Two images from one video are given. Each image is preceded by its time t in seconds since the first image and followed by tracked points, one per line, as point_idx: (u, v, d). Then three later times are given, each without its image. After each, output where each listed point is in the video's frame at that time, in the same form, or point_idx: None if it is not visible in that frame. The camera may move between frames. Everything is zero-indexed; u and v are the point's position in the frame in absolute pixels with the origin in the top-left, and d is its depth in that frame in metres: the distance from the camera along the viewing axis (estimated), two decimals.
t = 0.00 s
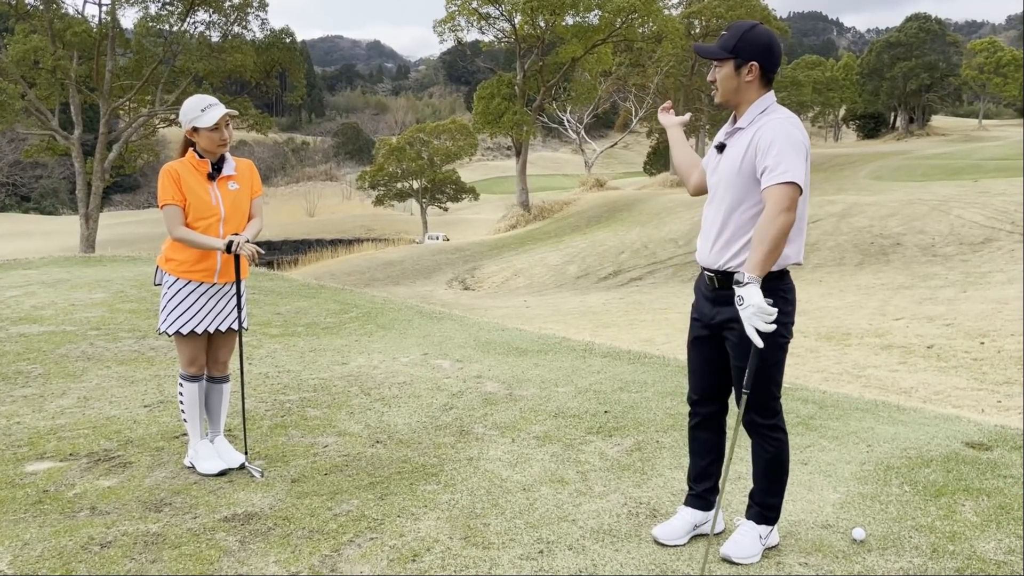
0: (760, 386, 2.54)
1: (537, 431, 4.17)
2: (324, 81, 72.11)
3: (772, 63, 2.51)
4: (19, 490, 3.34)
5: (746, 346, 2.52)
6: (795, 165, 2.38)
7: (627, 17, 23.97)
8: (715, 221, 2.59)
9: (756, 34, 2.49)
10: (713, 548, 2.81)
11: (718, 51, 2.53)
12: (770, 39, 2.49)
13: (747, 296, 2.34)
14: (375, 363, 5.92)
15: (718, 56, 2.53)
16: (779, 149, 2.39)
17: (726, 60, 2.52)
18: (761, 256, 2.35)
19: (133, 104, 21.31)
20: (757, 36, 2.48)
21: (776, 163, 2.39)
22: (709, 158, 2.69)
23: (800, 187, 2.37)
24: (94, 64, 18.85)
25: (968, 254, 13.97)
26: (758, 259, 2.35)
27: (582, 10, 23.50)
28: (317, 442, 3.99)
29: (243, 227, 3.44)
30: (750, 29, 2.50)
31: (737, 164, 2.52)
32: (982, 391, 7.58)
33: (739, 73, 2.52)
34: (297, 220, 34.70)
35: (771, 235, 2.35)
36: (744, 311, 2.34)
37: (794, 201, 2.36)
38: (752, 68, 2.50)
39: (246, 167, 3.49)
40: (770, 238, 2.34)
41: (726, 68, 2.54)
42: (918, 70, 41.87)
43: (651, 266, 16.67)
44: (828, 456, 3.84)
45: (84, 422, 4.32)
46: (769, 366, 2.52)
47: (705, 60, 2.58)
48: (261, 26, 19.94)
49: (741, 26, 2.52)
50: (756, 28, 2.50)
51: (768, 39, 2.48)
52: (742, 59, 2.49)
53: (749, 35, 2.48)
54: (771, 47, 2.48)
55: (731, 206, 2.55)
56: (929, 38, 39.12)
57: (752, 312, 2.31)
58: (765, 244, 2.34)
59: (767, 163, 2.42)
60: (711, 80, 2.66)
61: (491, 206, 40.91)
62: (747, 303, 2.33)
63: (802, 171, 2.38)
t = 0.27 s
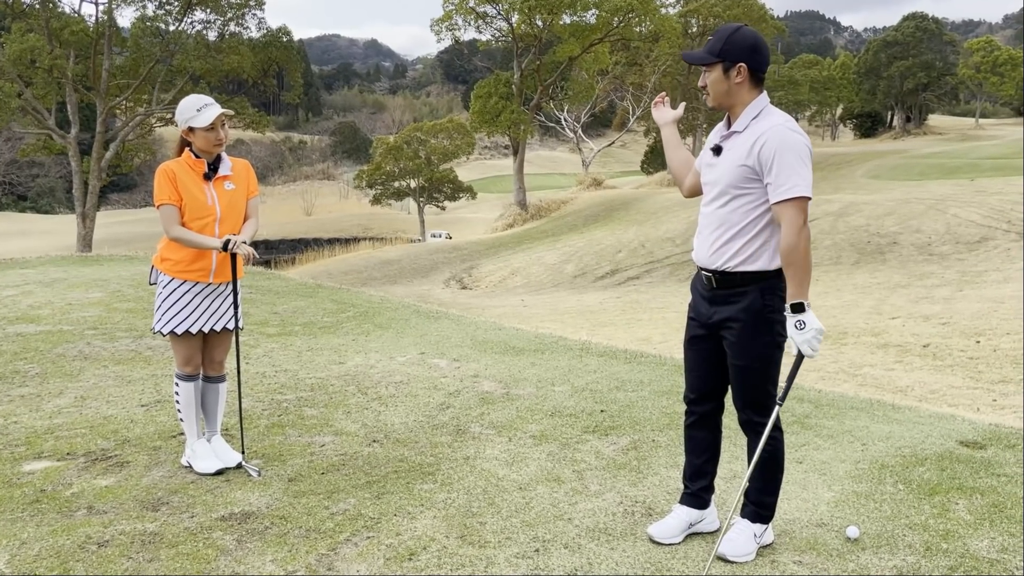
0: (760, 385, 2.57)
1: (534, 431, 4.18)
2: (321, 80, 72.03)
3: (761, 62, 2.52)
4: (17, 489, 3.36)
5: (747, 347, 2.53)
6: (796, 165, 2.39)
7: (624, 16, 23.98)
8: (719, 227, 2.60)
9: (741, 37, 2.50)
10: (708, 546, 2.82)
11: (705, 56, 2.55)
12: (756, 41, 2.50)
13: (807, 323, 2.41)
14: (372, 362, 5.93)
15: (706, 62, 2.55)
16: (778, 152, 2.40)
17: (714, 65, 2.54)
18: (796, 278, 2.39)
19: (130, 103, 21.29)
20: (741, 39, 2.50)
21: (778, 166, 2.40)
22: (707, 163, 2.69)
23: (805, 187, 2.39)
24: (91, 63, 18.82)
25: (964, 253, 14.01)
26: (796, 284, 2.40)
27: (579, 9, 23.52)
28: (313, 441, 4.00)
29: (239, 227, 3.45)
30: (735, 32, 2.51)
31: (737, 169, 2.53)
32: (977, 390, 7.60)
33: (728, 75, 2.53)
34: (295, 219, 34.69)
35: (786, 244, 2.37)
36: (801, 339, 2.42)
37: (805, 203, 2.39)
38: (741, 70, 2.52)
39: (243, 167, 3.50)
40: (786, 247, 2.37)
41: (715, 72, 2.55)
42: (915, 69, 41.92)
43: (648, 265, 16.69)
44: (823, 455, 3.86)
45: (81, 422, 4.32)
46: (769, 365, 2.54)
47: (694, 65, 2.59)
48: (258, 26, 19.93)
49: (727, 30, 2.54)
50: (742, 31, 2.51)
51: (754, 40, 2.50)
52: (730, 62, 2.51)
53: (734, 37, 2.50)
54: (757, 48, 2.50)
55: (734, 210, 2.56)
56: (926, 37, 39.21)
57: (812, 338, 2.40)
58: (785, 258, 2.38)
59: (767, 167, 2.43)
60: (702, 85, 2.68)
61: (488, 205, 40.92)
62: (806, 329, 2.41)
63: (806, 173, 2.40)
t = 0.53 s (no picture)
0: (759, 383, 2.58)
1: (531, 430, 4.18)
2: (319, 79, 71.97)
3: (759, 65, 2.53)
4: (15, 488, 3.36)
5: (746, 345, 2.54)
6: (797, 168, 2.41)
7: (622, 15, 23.98)
8: (718, 229, 2.60)
9: (740, 39, 2.51)
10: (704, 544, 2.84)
11: (704, 59, 2.55)
12: (755, 42, 2.51)
13: (797, 326, 2.43)
14: (370, 361, 5.94)
15: (705, 64, 2.55)
16: (779, 155, 2.42)
17: (713, 66, 2.54)
18: (789, 281, 2.41)
19: (128, 102, 21.27)
20: (740, 41, 2.50)
21: (780, 169, 2.42)
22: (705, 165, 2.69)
23: (805, 189, 2.40)
24: (89, 63, 18.81)
25: (962, 252, 14.04)
26: (789, 286, 2.41)
27: (577, 8, 23.54)
28: (311, 441, 4.00)
29: (237, 228, 3.45)
30: (733, 34, 2.52)
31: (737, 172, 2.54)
32: (974, 389, 7.62)
33: (728, 78, 2.54)
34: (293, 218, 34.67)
35: (788, 248, 2.40)
36: (791, 341, 2.43)
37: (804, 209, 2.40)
38: (741, 72, 2.53)
39: (240, 167, 3.50)
40: (787, 251, 2.40)
41: (714, 75, 2.56)
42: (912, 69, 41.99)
43: (646, 264, 16.70)
44: (820, 454, 3.87)
45: (80, 421, 4.33)
46: (768, 363, 2.55)
47: (691, 67, 2.60)
48: (256, 25, 19.90)
49: (725, 31, 2.54)
50: (742, 32, 2.51)
51: (753, 42, 2.51)
52: (729, 64, 2.52)
53: (733, 39, 2.50)
54: (755, 50, 2.51)
55: (734, 213, 2.56)
56: (923, 37, 39.27)
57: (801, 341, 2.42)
58: (786, 262, 2.40)
59: (768, 170, 2.45)
60: (700, 87, 2.68)
61: (486, 205, 40.93)
62: (795, 332, 2.42)
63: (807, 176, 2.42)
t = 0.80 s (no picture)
0: (759, 383, 2.58)
1: (530, 430, 4.18)
2: (318, 79, 71.91)
3: (758, 65, 2.54)
4: (14, 489, 3.35)
5: (747, 345, 2.54)
6: (797, 168, 2.41)
7: (621, 15, 23.97)
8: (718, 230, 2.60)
9: (739, 39, 2.51)
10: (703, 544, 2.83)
11: (704, 58, 2.54)
12: (755, 42, 2.51)
13: (798, 325, 2.43)
14: (370, 361, 5.94)
15: (704, 63, 2.55)
16: (779, 154, 2.42)
17: (712, 67, 2.54)
18: (790, 281, 2.42)
19: (127, 102, 21.26)
20: (740, 41, 2.50)
21: (779, 169, 2.42)
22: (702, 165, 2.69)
23: (805, 189, 2.41)
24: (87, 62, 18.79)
25: (960, 252, 14.06)
26: (789, 285, 2.41)
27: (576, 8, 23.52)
28: (310, 441, 4.00)
29: (234, 229, 3.45)
30: (734, 33, 2.52)
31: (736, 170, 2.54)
32: (973, 389, 7.63)
33: (727, 77, 2.54)
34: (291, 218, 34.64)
35: (789, 247, 2.40)
36: (791, 341, 2.43)
37: (803, 209, 2.41)
38: (740, 72, 2.53)
39: (239, 168, 3.50)
40: (788, 250, 2.40)
41: (713, 74, 2.55)
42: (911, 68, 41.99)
43: (644, 264, 16.71)
44: (819, 454, 3.87)
45: (78, 421, 4.33)
46: (767, 361, 2.55)
47: (690, 66, 2.59)
48: (255, 24, 19.87)
49: (724, 31, 2.54)
50: (741, 33, 2.52)
51: (753, 42, 2.51)
52: (729, 64, 2.52)
53: (733, 39, 2.50)
54: (755, 50, 2.52)
55: (733, 214, 2.56)
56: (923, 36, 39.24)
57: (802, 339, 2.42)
58: (786, 261, 2.40)
59: (767, 169, 2.45)
60: (697, 87, 2.67)
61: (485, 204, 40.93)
62: (796, 331, 2.42)
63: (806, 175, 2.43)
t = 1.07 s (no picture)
0: (755, 381, 2.56)
1: (530, 430, 4.17)
2: (318, 78, 71.88)
3: (754, 64, 2.53)
4: (11, 489, 3.34)
5: (741, 343, 2.54)
6: (789, 166, 2.40)
7: (621, 14, 23.97)
8: (713, 229, 2.60)
9: (735, 38, 2.51)
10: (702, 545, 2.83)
11: (699, 58, 2.54)
12: (749, 41, 2.51)
13: (794, 324, 2.42)
14: (368, 361, 5.92)
15: (700, 62, 2.54)
16: (771, 152, 2.41)
17: (708, 66, 2.54)
18: (785, 279, 2.40)
19: (126, 101, 21.26)
20: (735, 40, 2.50)
21: (772, 167, 2.40)
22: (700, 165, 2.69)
23: (798, 187, 2.40)
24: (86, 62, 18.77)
25: (960, 252, 14.06)
26: (782, 285, 2.41)
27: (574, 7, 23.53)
28: (309, 441, 3.99)
29: (233, 229, 3.44)
30: (729, 33, 2.52)
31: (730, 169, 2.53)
32: (972, 389, 7.63)
33: (721, 76, 2.53)
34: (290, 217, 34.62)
35: (784, 246, 2.38)
36: (787, 340, 2.42)
37: (796, 208, 2.39)
38: (735, 70, 2.52)
39: (238, 168, 3.49)
40: (782, 249, 2.38)
41: (709, 73, 2.55)
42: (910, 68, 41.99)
43: (644, 263, 16.71)
44: (819, 454, 3.87)
45: (76, 421, 4.32)
46: (764, 360, 2.54)
47: (686, 66, 2.59)
48: (254, 24, 19.84)
49: (719, 31, 2.54)
50: (736, 32, 2.51)
51: (747, 41, 2.50)
52: (723, 63, 2.52)
53: (727, 39, 2.50)
54: (751, 49, 2.51)
55: (729, 213, 2.55)
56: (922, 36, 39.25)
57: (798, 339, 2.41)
58: (781, 259, 2.39)
59: (759, 167, 2.44)
60: (694, 87, 2.68)
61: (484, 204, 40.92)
62: (793, 330, 2.42)
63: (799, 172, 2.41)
